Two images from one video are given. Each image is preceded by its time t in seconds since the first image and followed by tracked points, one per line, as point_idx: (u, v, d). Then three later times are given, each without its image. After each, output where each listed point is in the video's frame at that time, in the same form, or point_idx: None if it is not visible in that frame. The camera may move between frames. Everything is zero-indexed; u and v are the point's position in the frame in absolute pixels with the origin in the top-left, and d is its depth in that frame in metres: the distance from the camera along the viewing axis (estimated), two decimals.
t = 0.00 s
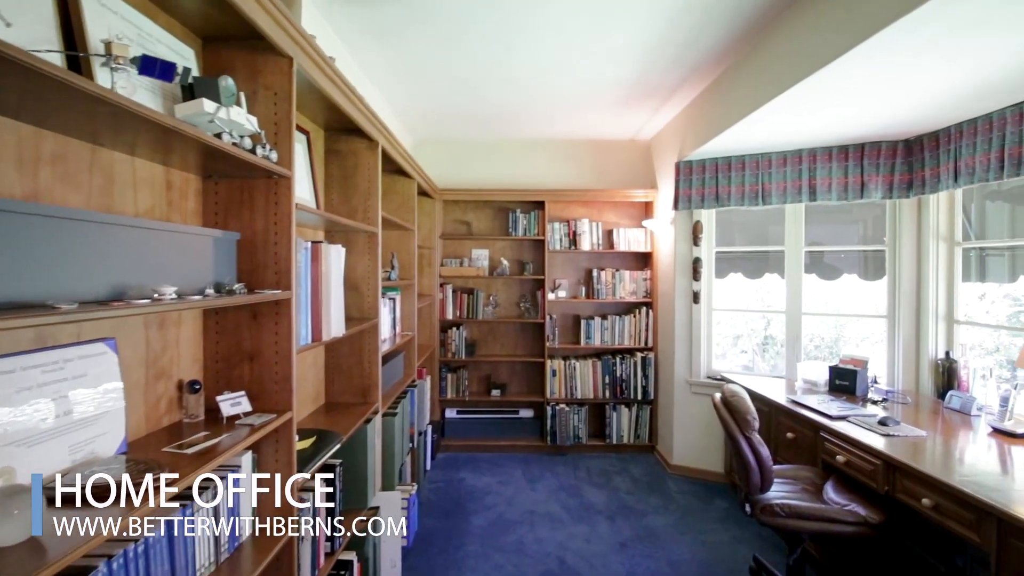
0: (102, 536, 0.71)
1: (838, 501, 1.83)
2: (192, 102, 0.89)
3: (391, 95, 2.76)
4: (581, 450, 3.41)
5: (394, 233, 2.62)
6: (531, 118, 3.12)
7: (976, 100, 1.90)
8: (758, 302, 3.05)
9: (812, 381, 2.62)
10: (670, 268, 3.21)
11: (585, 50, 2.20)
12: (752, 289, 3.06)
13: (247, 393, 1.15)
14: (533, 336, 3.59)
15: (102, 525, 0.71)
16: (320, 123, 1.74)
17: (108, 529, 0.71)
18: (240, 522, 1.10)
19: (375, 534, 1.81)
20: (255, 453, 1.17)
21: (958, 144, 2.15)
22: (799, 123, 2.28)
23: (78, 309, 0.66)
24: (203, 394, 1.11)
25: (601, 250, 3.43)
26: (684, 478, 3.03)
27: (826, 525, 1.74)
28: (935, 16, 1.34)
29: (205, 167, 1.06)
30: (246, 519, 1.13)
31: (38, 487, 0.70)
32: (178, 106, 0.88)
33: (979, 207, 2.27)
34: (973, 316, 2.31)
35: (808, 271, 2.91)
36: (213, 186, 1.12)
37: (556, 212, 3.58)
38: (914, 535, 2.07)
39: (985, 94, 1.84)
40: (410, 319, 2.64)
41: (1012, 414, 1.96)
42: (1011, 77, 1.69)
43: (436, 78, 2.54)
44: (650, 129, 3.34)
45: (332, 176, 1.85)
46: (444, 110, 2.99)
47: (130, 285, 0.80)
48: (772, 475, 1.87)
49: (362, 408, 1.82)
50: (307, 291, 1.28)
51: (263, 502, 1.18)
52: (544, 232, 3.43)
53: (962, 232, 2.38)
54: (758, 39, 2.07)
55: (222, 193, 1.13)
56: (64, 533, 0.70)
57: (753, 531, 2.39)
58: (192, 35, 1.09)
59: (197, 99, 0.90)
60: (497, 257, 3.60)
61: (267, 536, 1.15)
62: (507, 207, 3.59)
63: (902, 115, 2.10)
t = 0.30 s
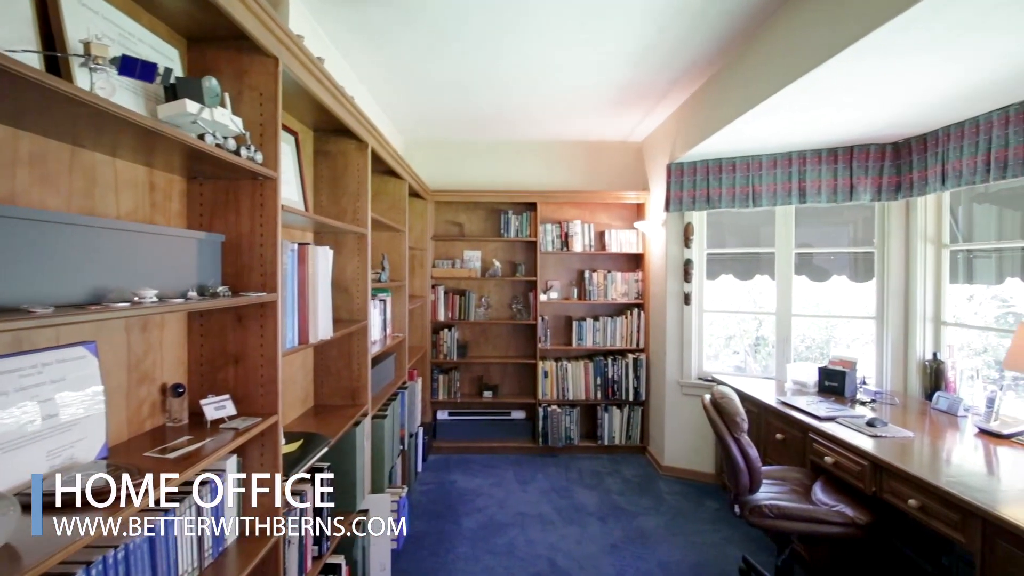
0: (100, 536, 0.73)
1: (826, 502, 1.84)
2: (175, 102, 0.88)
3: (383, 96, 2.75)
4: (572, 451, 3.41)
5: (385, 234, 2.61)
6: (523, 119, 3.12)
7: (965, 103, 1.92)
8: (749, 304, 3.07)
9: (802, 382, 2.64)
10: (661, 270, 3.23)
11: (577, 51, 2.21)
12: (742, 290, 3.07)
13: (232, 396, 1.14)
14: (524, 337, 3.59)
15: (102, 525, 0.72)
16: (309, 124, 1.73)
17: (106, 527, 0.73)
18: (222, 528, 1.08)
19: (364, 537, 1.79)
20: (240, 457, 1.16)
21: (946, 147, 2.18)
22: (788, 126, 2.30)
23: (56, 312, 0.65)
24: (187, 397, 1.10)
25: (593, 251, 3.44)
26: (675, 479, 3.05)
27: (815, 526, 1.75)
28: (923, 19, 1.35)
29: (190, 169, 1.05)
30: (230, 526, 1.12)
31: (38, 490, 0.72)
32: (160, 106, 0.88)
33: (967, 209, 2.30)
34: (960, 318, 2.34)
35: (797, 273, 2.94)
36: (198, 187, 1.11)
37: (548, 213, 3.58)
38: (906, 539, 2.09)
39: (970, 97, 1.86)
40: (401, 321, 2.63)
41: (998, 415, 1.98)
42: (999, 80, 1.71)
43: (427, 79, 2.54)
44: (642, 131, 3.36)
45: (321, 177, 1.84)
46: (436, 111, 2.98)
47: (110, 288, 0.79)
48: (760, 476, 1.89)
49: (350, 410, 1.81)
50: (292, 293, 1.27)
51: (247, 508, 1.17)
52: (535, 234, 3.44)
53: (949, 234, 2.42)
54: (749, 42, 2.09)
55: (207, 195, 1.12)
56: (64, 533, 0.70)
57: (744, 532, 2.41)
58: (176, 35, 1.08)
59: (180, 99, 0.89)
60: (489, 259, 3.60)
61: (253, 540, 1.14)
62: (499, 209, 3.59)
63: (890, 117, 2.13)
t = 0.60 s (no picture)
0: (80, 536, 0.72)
1: (804, 499, 1.89)
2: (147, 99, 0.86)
3: (366, 95, 2.73)
4: (556, 451, 3.43)
5: (368, 235, 2.59)
6: (508, 119, 3.13)
7: (938, 108, 1.98)
8: (731, 303, 3.12)
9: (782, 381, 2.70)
10: (644, 270, 3.27)
11: (561, 52, 2.22)
12: (724, 291, 3.13)
13: (208, 398, 1.12)
14: (509, 337, 3.60)
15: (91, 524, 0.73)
16: (289, 123, 1.72)
17: (82, 529, 0.72)
18: (197, 531, 1.07)
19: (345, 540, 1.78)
20: (216, 459, 1.14)
21: (920, 150, 2.25)
22: (767, 128, 2.35)
23: (19, 312, 0.63)
24: (160, 400, 1.08)
25: (576, 252, 3.46)
26: (657, 479, 3.08)
27: (793, 523, 1.80)
28: (896, 25, 1.40)
29: (165, 167, 1.03)
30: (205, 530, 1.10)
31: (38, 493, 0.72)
32: (131, 103, 0.86)
33: (941, 211, 2.38)
34: (935, 318, 2.42)
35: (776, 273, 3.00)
36: (173, 186, 1.09)
37: (532, 213, 3.60)
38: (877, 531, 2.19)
39: (941, 102, 1.93)
40: (384, 321, 2.62)
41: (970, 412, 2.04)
42: (972, 86, 1.76)
43: (411, 78, 2.53)
44: (625, 132, 3.39)
45: (301, 176, 1.83)
46: (420, 110, 2.98)
47: (78, 288, 0.77)
48: (739, 474, 1.93)
49: (331, 412, 1.79)
50: (270, 294, 1.25)
51: (223, 512, 1.15)
52: (520, 234, 3.45)
53: (925, 235, 2.49)
54: (729, 46, 2.14)
55: (182, 194, 1.10)
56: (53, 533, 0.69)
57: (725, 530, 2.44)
58: (151, 31, 1.06)
59: (153, 96, 0.87)
60: (473, 259, 3.60)
61: (229, 542, 1.13)
62: (483, 209, 3.59)
63: (865, 121, 2.19)
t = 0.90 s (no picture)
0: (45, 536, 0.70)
1: (778, 495, 1.95)
2: (115, 93, 0.84)
3: (345, 93, 2.71)
4: (537, 450, 3.45)
5: (346, 234, 2.57)
6: (489, 119, 3.13)
7: (907, 111, 2.05)
8: (710, 303, 3.18)
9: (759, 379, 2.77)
10: (624, 270, 3.31)
11: (541, 52, 2.24)
12: (702, 290, 3.18)
13: (179, 400, 1.10)
14: (490, 337, 3.61)
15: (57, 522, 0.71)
16: (265, 120, 1.69)
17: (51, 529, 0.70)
18: (169, 537, 1.04)
19: (323, 542, 1.76)
20: (188, 462, 1.12)
21: (892, 152, 2.33)
22: (742, 129, 2.41)
23: None
24: (130, 402, 1.05)
25: (557, 252, 3.49)
26: (638, 477, 3.13)
27: (768, 518, 1.85)
28: (863, 32, 1.45)
29: (134, 164, 1.01)
30: (178, 536, 1.07)
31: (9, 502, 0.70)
32: (98, 99, 0.84)
33: (911, 211, 2.47)
34: (906, 317, 2.50)
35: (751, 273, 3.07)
36: (144, 184, 1.07)
37: (513, 213, 3.61)
38: (850, 524, 2.28)
39: (908, 107, 2.01)
40: (363, 321, 2.60)
41: (939, 407, 2.12)
42: (940, 91, 1.83)
43: (391, 77, 2.51)
44: (606, 133, 3.43)
45: (278, 174, 1.80)
46: (400, 109, 2.96)
47: (41, 287, 0.74)
48: (716, 471, 1.97)
49: (309, 413, 1.77)
50: (243, 295, 1.23)
51: (194, 515, 1.13)
52: (501, 234, 3.46)
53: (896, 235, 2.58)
54: (706, 50, 2.18)
55: (153, 192, 1.08)
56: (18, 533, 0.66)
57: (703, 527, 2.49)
58: (120, 25, 1.04)
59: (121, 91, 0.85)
60: (453, 259, 3.59)
61: (201, 547, 1.11)
62: (464, 209, 3.59)
63: (837, 124, 2.27)
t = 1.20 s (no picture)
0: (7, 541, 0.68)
1: (754, 490, 2.00)
2: (83, 89, 0.83)
3: (323, 91, 2.68)
4: (519, 450, 3.47)
5: (326, 234, 2.54)
6: (471, 118, 3.13)
7: (877, 115, 2.13)
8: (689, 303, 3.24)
9: (735, 376, 2.83)
10: (604, 270, 3.35)
11: (523, 51, 2.25)
12: (681, 290, 3.24)
13: (149, 402, 1.08)
14: (471, 337, 3.61)
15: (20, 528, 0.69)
16: (240, 117, 1.66)
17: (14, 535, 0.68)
18: (139, 541, 1.02)
19: (300, 545, 1.74)
20: (158, 465, 1.10)
21: (863, 154, 2.41)
22: (719, 131, 2.47)
23: None
24: (97, 405, 1.03)
25: (538, 252, 3.51)
26: (618, 474, 3.17)
27: (742, 512, 1.91)
28: (834, 37, 1.49)
29: (103, 161, 0.99)
30: (148, 541, 1.05)
31: None
32: (66, 94, 0.82)
33: (883, 212, 2.55)
34: (878, 315, 2.59)
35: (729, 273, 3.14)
36: (113, 182, 1.05)
37: (494, 213, 3.62)
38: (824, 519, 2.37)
39: (875, 111, 2.09)
40: (342, 321, 2.57)
41: (908, 404, 2.20)
42: (908, 95, 1.90)
43: (371, 75, 2.49)
44: (587, 133, 3.47)
45: (254, 173, 1.78)
46: (381, 108, 2.95)
47: (3, 287, 0.72)
48: (693, 468, 2.01)
49: (285, 415, 1.75)
50: (216, 296, 1.21)
51: (166, 519, 1.10)
52: (482, 234, 3.46)
53: (867, 236, 2.67)
54: (683, 54, 2.23)
55: (121, 191, 1.06)
56: None
57: (681, 523, 2.54)
58: (87, 19, 1.01)
59: (90, 87, 0.84)
60: (434, 259, 3.59)
61: (172, 552, 1.08)
62: (445, 208, 3.58)
63: (809, 127, 2.34)
